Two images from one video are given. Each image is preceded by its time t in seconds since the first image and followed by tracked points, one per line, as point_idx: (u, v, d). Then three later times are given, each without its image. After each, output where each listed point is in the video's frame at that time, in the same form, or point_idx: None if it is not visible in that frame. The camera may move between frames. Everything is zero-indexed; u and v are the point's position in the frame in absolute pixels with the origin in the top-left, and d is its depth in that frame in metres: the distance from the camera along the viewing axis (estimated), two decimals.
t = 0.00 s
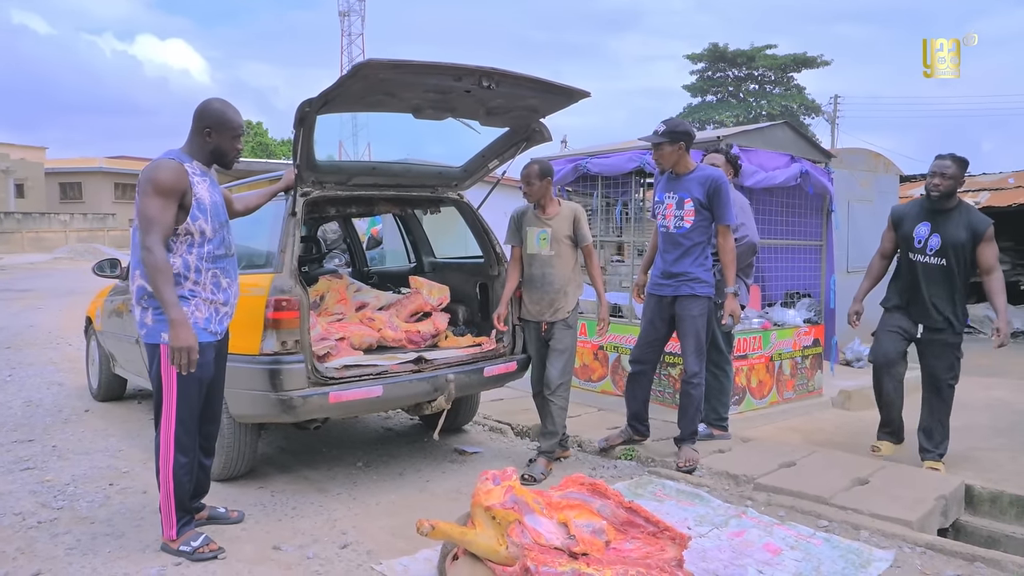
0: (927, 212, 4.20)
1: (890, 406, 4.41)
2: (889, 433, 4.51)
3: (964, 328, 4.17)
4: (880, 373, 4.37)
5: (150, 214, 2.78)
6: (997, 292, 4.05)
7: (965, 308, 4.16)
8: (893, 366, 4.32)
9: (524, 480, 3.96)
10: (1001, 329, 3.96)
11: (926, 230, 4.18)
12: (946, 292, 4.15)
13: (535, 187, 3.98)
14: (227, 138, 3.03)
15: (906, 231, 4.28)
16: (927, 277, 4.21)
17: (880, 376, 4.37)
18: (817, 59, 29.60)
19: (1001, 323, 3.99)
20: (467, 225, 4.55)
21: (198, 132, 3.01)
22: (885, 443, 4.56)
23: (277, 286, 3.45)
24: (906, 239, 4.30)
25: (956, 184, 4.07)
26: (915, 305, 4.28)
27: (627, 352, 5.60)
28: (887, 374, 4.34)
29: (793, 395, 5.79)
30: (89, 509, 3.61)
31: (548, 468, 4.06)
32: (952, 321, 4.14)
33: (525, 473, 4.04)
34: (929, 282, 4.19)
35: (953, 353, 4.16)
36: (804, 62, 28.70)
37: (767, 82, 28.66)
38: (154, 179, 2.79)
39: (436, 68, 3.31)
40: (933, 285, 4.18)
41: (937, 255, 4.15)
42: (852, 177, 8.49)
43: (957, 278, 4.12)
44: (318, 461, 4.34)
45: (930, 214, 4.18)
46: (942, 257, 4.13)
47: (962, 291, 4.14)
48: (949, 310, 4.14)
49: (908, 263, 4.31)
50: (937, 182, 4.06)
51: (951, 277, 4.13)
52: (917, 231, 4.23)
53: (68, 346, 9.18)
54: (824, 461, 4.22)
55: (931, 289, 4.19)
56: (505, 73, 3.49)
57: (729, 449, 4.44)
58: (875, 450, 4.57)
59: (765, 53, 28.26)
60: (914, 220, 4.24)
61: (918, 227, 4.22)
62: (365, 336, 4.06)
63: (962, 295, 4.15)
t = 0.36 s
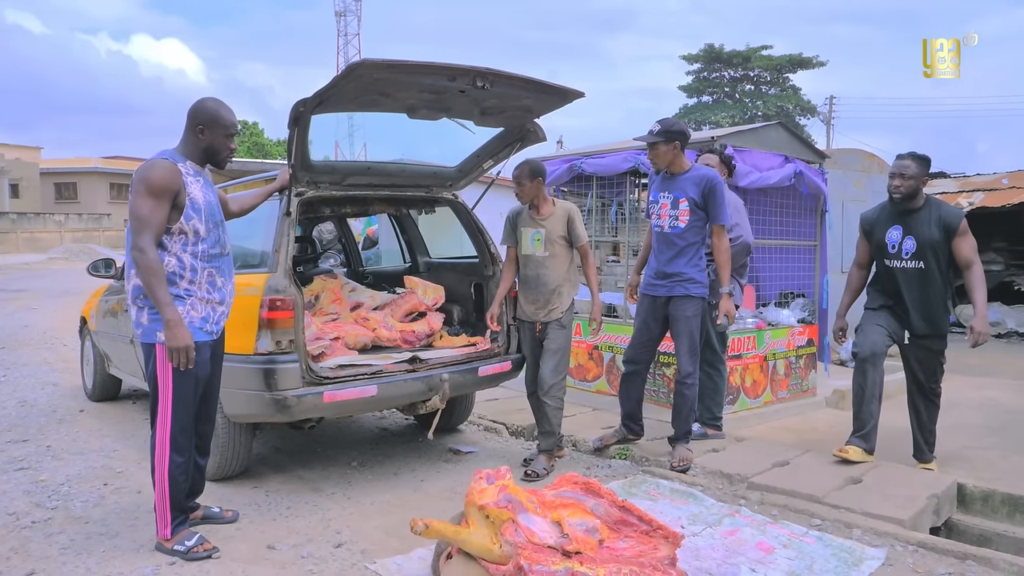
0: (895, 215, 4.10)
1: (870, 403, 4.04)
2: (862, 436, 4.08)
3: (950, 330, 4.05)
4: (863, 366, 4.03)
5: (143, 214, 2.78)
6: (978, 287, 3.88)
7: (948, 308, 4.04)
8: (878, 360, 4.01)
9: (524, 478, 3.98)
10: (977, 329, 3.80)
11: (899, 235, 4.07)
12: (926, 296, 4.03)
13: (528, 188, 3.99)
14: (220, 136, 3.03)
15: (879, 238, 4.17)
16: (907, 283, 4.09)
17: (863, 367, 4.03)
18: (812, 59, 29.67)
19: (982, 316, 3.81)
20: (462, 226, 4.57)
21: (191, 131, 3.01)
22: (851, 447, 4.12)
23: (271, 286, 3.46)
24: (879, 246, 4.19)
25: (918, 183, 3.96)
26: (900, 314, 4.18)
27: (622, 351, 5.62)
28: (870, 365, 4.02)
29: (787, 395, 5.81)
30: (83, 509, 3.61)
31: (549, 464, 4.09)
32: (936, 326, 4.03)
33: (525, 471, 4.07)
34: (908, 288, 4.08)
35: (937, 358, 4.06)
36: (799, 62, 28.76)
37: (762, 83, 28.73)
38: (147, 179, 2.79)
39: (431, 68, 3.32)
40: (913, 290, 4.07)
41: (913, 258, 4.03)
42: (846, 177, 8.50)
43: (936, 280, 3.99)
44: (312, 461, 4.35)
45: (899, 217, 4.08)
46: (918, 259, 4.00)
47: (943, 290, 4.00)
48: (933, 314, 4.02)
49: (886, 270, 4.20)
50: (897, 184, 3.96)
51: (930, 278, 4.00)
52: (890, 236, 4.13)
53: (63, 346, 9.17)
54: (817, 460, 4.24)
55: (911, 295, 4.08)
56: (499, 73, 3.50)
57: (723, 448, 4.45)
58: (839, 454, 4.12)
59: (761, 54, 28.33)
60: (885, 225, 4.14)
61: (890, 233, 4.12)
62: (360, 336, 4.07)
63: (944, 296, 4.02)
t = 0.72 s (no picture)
0: (859, 196, 3.99)
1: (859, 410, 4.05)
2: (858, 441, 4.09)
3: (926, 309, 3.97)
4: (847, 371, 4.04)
5: (142, 215, 2.79)
6: (950, 258, 3.87)
7: (921, 286, 3.96)
8: (862, 362, 4.01)
9: (523, 479, 4.01)
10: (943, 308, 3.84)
11: (866, 215, 3.95)
12: (901, 275, 3.91)
13: (528, 189, 4.00)
14: (218, 136, 3.04)
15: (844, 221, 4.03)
16: (879, 264, 3.96)
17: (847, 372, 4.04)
18: (809, 60, 29.71)
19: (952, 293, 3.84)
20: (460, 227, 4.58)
21: (189, 132, 3.02)
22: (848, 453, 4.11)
23: (271, 287, 3.47)
24: (846, 229, 4.06)
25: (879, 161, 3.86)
26: (876, 298, 4.02)
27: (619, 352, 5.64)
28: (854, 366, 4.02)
29: (784, 395, 5.83)
30: (82, 509, 3.61)
31: (547, 466, 4.12)
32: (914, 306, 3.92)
33: (524, 472, 4.09)
34: (882, 268, 3.94)
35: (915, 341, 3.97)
36: (796, 63, 28.82)
37: (760, 83, 28.78)
38: (144, 180, 2.80)
39: (430, 70, 3.34)
40: (887, 271, 3.93)
41: (883, 237, 3.91)
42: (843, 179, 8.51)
43: (907, 257, 3.90)
44: (310, 461, 4.35)
45: (861, 196, 3.98)
46: (890, 237, 3.89)
47: (915, 267, 3.94)
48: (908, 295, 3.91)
49: (855, 252, 4.07)
50: (857, 165, 3.85)
51: (903, 256, 3.89)
52: (857, 217, 4.01)
53: (60, 346, 9.16)
54: (814, 461, 4.26)
55: (886, 276, 3.93)
56: (498, 75, 3.52)
57: (720, 449, 4.47)
58: (839, 461, 4.11)
59: (759, 55, 28.40)
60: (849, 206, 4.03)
61: (855, 214, 4.00)
62: (359, 337, 4.08)
63: (915, 273, 3.94)
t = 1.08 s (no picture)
0: (853, 182, 3.82)
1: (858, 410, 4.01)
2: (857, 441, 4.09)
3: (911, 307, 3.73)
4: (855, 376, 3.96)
5: (143, 214, 2.79)
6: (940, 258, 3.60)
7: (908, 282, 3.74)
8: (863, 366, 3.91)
9: (523, 479, 4.02)
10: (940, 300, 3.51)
11: (857, 202, 3.78)
12: (884, 267, 3.72)
13: (533, 186, 3.99)
14: (218, 135, 3.04)
15: (835, 207, 3.88)
16: (863, 255, 3.79)
17: (853, 375, 3.96)
18: (806, 60, 29.77)
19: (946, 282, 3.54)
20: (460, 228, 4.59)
21: (189, 132, 3.02)
22: (847, 451, 4.12)
23: (272, 287, 3.47)
24: (835, 216, 3.90)
25: (877, 147, 3.67)
26: (857, 291, 3.81)
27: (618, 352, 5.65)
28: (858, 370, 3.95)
29: (782, 395, 5.84)
30: (83, 509, 3.61)
31: (547, 466, 4.12)
32: (896, 301, 3.70)
33: (524, 472, 4.10)
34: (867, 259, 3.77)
35: (894, 334, 3.70)
36: (793, 64, 28.87)
37: (757, 83, 28.82)
38: (145, 179, 2.80)
39: (431, 71, 3.35)
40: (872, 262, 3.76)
41: (871, 226, 3.74)
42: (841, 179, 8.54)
43: (893, 250, 3.70)
44: (310, 462, 4.35)
45: (856, 183, 3.80)
46: (878, 228, 3.71)
47: (903, 262, 3.73)
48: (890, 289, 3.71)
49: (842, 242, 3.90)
50: (852, 149, 3.70)
51: (888, 248, 3.71)
52: (847, 204, 3.84)
53: (57, 346, 9.14)
54: (813, 460, 4.27)
55: (870, 267, 3.76)
56: (498, 76, 3.52)
57: (719, 448, 4.48)
58: (835, 459, 4.12)
59: (756, 55, 28.44)
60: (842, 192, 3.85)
61: (846, 200, 3.83)
62: (359, 337, 4.08)
63: (902, 268, 3.73)
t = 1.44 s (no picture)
0: (863, 172, 3.75)
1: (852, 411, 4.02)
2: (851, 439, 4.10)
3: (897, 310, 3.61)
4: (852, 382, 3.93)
5: (140, 213, 2.77)
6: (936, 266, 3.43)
7: (900, 283, 3.61)
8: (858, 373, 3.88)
9: (522, 478, 4.00)
10: (927, 323, 3.45)
11: (856, 191, 3.73)
12: (872, 262, 3.66)
13: (536, 187, 3.99)
14: (216, 134, 3.03)
15: (839, 194, 3.85)
16: (855, 246, 3.74)
17: (851, 382, 3.93)
18: (803, 59, 29.80)
19: (934, 305, 3.39)
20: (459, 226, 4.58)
21: (187, 130, 3.01)
22: (844, 451, 4.12)
23: (269, 285, 3.45)
24: (839, 205, 3.87)
25: (886, 140, 3.58)
26: (846, 283, 3.79)
27: (616, 351, 5.64)
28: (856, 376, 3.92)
29: (781, 394, 5.84)
30: (80, 509, 3.59)
31: (547, 465, 4.11)
32: (880, 300, 3.63)
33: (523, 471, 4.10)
34: (858, 251, 3.73)
35: (883, 343, 3.64)
36: (790, 63, 28.87)
37: (754, 83, 28.83)
38: (141, 178, 2.78)
39: (429, 69, 3.34)
40: (862, 255, 3.70)
41: (864, 219, 3.68)
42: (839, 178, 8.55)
43: (883, 246, 3.62)
44: (308, 461, 4.34)
45: (865, 174, 3.72)
46: (869, 220, 3.65)
47: (897, 263, 3.61)
48: (875, 285, 3.65)
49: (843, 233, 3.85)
50: (863, 143, 3.60)
51: (878, 243, 3.64)
52: (849, 193, 3.79)
53: (54, 346, 9.10)
54: (811, 459, 4.27)
55: (857, 259, 3.72)
56: (497, 74, 3.51)
57: (718, 447, 4.48)
58: (832, 459, 4.13)
59: (753, 54, 28.46)
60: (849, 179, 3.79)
61: (849, 188, 3.79)
62: (357, 336, 4.07)
63: (893, 266, 3.62)
